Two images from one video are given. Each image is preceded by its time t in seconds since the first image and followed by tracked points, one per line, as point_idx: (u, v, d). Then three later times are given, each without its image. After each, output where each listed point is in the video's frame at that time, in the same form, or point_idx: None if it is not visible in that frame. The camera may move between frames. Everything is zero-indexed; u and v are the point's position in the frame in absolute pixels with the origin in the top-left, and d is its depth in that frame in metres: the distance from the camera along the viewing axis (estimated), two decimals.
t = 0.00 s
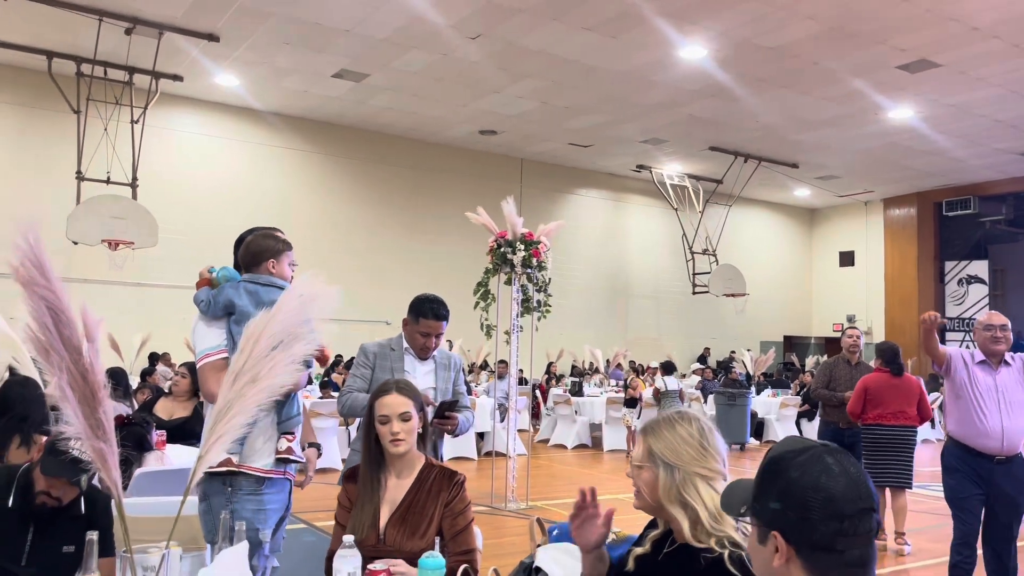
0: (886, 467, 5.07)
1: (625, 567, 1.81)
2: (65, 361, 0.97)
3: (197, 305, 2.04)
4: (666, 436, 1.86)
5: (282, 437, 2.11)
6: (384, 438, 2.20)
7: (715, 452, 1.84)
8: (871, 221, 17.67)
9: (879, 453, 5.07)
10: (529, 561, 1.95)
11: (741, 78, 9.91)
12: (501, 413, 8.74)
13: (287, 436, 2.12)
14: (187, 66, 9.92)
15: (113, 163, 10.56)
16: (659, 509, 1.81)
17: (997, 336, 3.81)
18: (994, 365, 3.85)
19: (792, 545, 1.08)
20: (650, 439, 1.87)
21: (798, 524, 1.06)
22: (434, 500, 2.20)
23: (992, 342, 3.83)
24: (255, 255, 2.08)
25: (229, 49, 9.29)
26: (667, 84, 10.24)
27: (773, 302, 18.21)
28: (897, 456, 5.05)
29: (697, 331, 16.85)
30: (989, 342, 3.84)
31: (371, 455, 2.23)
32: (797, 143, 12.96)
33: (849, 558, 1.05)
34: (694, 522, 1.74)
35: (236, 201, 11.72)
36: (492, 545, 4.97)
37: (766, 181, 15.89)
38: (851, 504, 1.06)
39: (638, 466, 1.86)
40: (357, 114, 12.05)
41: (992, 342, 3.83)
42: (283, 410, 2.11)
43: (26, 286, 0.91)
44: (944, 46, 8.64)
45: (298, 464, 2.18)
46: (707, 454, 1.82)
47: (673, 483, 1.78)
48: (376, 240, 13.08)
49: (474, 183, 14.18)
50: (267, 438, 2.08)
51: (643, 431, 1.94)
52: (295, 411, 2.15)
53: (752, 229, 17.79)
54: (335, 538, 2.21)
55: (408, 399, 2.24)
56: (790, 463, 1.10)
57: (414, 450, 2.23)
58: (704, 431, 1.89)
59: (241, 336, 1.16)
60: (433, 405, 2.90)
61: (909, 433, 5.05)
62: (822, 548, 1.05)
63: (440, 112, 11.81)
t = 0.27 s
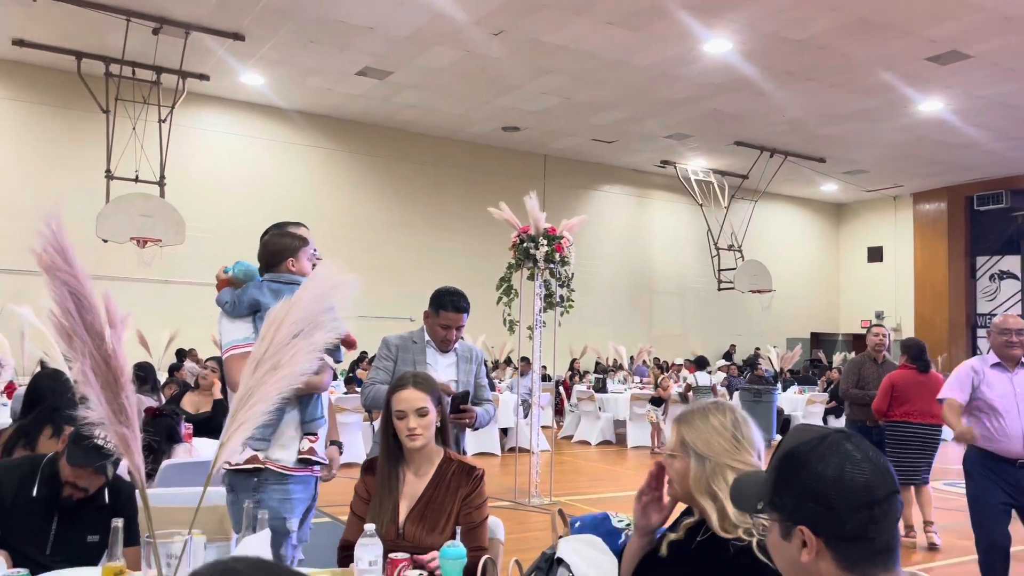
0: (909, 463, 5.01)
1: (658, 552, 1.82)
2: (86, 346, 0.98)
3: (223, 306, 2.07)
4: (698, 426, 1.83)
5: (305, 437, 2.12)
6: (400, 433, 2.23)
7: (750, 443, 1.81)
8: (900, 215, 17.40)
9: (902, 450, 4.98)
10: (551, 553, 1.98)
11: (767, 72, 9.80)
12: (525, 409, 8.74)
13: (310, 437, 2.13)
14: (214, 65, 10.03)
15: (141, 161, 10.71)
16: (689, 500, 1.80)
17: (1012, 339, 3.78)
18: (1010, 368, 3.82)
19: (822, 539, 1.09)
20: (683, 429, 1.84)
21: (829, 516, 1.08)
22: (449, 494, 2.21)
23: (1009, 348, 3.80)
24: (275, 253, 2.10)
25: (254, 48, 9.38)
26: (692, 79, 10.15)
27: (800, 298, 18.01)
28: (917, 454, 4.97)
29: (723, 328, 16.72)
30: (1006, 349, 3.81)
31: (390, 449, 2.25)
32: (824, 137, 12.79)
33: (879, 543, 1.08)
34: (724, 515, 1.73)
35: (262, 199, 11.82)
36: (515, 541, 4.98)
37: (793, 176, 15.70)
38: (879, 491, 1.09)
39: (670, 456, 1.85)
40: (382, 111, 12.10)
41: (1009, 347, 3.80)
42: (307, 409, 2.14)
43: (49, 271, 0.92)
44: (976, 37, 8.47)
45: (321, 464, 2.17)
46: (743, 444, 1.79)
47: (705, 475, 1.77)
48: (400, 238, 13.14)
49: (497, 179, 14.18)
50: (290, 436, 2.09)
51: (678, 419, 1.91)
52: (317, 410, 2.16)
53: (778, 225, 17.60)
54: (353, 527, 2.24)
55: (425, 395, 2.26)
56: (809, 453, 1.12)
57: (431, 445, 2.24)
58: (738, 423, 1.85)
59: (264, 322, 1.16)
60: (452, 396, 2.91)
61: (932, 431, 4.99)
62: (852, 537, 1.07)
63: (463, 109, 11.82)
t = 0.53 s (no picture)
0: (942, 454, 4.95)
1: (692, 535, 1.89)
2: (111, 327, 1.01)
3: (256, 291, 2.10)
4: (737, 414, 1.84)
5: (332, 426, 2.15)
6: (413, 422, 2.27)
7: (790, 429, 1.83)
8: (932, 207, 17.10)
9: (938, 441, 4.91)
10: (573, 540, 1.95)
11: (794, 62, 9.68)
12: (550, 402, 8.74)
13: (337, 425, 2.16)
14: (240, 61, 10.12)
15: (170, 157, 10.85)
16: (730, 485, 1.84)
17: None
18: None
19: (862, 523, 1.11)
20: (721, 417, 1.86)
21: (870, 500, 1.10)
22: (469, 486, 2.26)
23: None
24: (310, 244, 2.07)
25: (280, 44, 9.45)
26: (718, 70, 10.05)
27: (829, 291, 17.79)
28: (953, 444, 4.94)
29: (750, 322, 16.58)
30: None
31: (408, 438, 2.33)
32: (853, 128, 12.60)
33: (919, 525, 1.10)
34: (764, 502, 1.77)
35: (288, 194, 11.92)
36: (540, 532, 4.99)
37: (821, 168, 15.49)
38: (920, 473, 1.12)
39: (708, 443, 1.86)
40: (407, 106, 12.13)
41: None
42: (336, 397, 2.16)
43: (72, 251, 0.95)
44: (1011, 24, 8.28)
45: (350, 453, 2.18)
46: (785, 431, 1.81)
47: (745, 462, 1.79)
48: (425, 232, 13.18)
49: (522, 173, 14.16)
50: (317, 424, 2.13)
51: (715, 407, 1.92)
52: (346, 401, 2.19)
53: (806, 217, 17.38)
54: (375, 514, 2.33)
55: (437, 384, 2.31)
56: (843, 438, 1.14)
57: (448, 433, 2.30)
58: (777, 410, 1.86)
59: (288, 305, 1.17)
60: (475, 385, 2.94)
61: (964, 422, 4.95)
62: (892, 521, 1.09)
63: (488, 103, 11.82)
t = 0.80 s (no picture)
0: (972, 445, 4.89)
1: (711, 515, 1.88)
2: (128, 304, 1.17)
3: (280, 280, 2.12)
4: (762, 392, 1.83)
5: (355, 413, 2.16)
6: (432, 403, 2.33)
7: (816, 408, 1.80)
8: (964, 196, 16.76)
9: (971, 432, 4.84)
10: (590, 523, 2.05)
11: (822, 49, 9.52)
12: (573, 393, 8.73)
13: (360, 412, 2.17)
14: (265, 54, 10.19)
15: (196, 150, 10.97)
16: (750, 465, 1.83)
17: None
18: None
19: (889, 497, 1.10)
20: (745, 396, 1.84)
21: (899, 472, 1.09)
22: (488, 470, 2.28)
23: None
24: (334, 234, 2.05)
25: (304, 37, 9.51)
26: (744, 58, 9.91)
27: (858, 282, 17.54)
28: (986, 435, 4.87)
29: (778, 314, 16.40)
30: None
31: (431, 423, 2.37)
32: (883, 116, 12.38)
33: (947, 500, 1.09)
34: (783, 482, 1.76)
35: (313, 186, 11.98)
36: (564, 523, 4.98)
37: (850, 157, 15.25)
38: (948, 447, 1.10)
39: (730, 421, 1.86)
40: (431, 97, 12.14)
41: None
42: (359, 384, 2.18)
43: (90, 228, 1.12)
44: None
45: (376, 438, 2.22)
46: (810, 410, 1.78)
47: (766, 440, 1.78)
48: (450, 224, 13.19)
49: (546, 164, 14.11)
50: (340, 412, 2.15)
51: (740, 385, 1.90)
52: (370, 389, 2.20)
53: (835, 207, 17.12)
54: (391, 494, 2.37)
55: (456, 367, 2.37)
56: (872, 410, 1.13)
57: (467, 416, 2.32)
58: (803, 389, 1.84)
59: (304, 288, 1.30)
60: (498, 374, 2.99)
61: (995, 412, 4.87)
62: (922, 494, 1.08)
63: (511, 93, 11.78)
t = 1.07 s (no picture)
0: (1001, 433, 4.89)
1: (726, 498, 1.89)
2: (142, 276, 1.19)
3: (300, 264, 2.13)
4: (773, 372, 1.89)
5: (377, 395, 2.17)
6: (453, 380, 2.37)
7: (825, 385, 1.86)
8: (997, 183, 16.44)
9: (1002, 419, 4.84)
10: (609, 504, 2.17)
11: (851, 34, 9.36)
12: (597, 381, 8.71)
13: (382, 395, 2.18)
14: (290, 44, 10.25)
15: (222, 140, 11.07)
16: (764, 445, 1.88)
17: None
18: None
19: (902, 466, 1.12)
20: (756, 376, 1.91)
21: (914, 439, 1.10)
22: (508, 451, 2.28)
23: None
24: (351, 217, 2.03)
25: (328, 26, 9.52)
26: (771, 44, 9.78)
27: (887, 271, 17.29)
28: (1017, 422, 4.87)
29: (804, 304, 16.23)
30: None
31: (453, 404, 2.40)
32: (914, 102, 12.16)
33: (963, 468, 1.10)
34: (796, 460, 1.79)
35: (338, 176, 12.05)
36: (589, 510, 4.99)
37: (879, 144, 15.01)
38: (966, 415, 1.11)
39: (744, 401, 1.92)
40: (454, 86, 12.13)
41: None
42: (381, 366, 2.18)
43: (105, 201, 1.13)
44: None
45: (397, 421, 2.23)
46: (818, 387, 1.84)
47: (778, 419, 1.84)
48: (474, 213, 13.21)
49: (569, 152, 14.05)
50: (361, 395, 2.16)
51: (751, 366, 1.96)
52: (392, 371, 2.21)
53: (863, 195, 16.87)
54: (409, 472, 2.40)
55: (478, 347, 2.40)
56: (885, 379, 1.15)
57: (487, 395, 2.36)
58: (813, 367, 1.90)
59: (320, 266, 1.34)
60: (519, 358, 3.01)
61: None
62: (937, 461, 1.09)
63: (535, 82, 11.74)
